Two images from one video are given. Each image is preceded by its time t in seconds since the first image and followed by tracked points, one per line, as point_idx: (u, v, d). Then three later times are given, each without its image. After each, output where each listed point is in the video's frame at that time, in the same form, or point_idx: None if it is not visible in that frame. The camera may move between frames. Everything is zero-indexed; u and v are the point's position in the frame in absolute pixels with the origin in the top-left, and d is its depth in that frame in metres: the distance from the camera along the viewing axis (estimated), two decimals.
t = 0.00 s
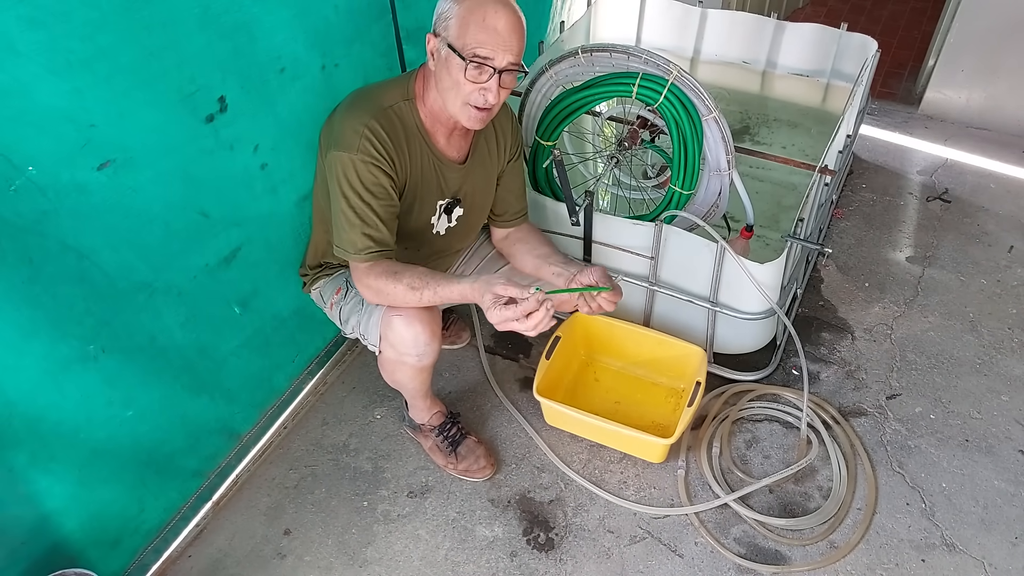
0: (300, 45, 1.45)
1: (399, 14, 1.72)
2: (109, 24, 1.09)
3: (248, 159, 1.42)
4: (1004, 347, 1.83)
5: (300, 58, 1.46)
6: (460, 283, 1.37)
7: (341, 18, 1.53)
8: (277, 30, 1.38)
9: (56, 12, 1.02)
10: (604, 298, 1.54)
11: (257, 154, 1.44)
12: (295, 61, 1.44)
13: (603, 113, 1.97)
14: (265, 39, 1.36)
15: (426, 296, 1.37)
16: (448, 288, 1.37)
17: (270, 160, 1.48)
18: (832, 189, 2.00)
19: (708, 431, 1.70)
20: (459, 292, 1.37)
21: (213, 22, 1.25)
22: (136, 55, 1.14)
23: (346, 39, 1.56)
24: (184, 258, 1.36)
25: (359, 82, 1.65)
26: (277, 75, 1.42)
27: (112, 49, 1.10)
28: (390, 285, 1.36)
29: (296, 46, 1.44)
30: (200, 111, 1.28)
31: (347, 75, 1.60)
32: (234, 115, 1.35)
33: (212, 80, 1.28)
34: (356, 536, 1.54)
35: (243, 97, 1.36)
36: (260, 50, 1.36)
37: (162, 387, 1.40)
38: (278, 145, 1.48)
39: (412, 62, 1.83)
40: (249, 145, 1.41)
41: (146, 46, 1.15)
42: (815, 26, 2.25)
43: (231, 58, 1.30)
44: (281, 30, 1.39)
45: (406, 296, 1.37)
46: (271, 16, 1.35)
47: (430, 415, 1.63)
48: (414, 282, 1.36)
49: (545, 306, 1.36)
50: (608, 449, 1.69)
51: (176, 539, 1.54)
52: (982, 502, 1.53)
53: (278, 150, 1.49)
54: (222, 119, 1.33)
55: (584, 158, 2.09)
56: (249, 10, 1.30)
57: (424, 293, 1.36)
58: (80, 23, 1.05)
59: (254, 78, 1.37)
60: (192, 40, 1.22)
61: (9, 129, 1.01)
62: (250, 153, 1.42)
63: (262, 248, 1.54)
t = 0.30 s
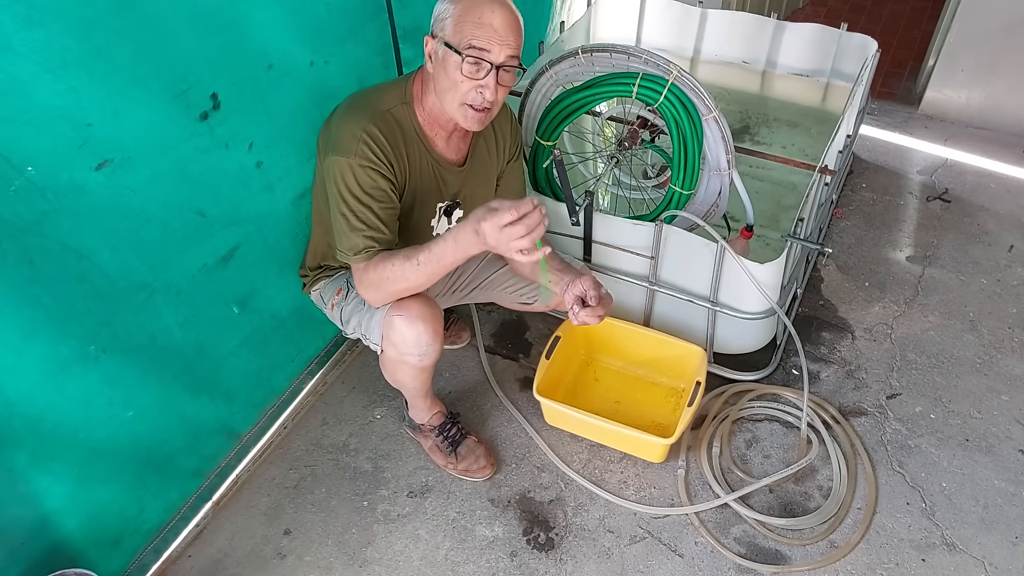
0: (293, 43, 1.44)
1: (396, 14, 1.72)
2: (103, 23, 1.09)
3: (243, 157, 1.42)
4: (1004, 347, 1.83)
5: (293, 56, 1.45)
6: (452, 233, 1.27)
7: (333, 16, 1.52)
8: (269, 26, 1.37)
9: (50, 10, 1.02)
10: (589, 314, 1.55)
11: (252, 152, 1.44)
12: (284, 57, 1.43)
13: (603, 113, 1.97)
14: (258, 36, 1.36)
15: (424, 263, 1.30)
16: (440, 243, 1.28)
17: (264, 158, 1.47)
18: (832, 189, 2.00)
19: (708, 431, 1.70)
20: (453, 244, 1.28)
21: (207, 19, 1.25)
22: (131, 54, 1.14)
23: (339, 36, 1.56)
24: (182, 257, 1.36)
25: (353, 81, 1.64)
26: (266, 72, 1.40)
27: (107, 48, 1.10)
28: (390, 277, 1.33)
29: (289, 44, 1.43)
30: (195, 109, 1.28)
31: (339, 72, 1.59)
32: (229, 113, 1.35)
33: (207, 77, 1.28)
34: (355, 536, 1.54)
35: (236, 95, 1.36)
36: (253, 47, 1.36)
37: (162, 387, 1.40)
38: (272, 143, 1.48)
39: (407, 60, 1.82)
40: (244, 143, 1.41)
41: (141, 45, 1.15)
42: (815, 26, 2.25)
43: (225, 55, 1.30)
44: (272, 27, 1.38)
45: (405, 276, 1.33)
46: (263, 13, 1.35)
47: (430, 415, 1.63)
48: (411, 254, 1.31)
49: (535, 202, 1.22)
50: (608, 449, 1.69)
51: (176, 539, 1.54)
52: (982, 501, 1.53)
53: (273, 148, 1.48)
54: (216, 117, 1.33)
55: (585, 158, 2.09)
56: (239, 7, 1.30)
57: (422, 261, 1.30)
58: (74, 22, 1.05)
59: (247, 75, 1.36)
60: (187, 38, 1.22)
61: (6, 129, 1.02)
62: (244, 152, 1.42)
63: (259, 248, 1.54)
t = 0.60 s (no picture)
0: (288, 41, 1.44)
1: (389, 12, 1.71)
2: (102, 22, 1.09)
3: (241, 157, 1.42)
4: (1004, 347, 1.83)
5: (288, 54, 1.45)
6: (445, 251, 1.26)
7: (328, 15, 1.52)
8: (265, 25, 1.37)
9: (48, 9, 1.02)
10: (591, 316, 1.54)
11: (249, 151, 1.43)
12: (280, 56, 1.43)
13: (603, 113, 1.98)
14: (254, 34, 1.36)
15: (421, 276, 1.29)
16: (434, 260, 1.27)
17: (262, 157, 1.47)
18: (832, 189, 2.00)
19: (708, 432, 1.70)
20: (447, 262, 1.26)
21: (203, 18, 1.25)
22: (131, 55, 1.14)
23: (334, 35, 1.56)
24: (182, 258, 1.36)
25: (349, 80, 1.64)
26: (263, 71, 1.40)
27: (106, 48, 1.11)
28: (389, 277, 1.32)
29: (284, 43, 1.43)
30: (194, 109, 1.28)
31: (334, 71, 1.59)
32: (226, 112, 1.35)
33: (204, 77, 1.28)
34: (356, 536, 1.54)
35: (234, 94, 1.36)
36: (249, 46, 1.35)
37: (163, 388, 1.40)
38: (270, 142, 1.48)
39: (403, 59, 1.82)
40: (242, 142, 1.41)
41: (140, 46, 1.15)
42: (815, 26, 2.25)
43: (222, 54, 1.30)
44: (268, 25, 1.38)
45: (404, 280, 1.31)
46: (260, 12, 1.35)
47: (430, 415, 1.63)
48: (409, 264, 1.30)
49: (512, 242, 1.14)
50: (608, 449, 1.69)
51: (176, 539, 1.54)
52: (982, 501, 1.53)
53: (270, 147, 1.48)
54: (214, 116, 1.33)
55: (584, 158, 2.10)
56: (235, 7, 1.30)
57: (418, 275, 1.29)
58: (73, 21, 1.05)
59: (244, 75, 1.36)
60: (184, 37, 1.22)
61: (6, 130, 1.02)
62: (243, 151, 1.42)
63: (259, 248, 1.54)
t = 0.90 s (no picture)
0: (288, 41, 1.44)
1: (390, 13, 1.72)
2: (100, 21, 1.09)
3: (239, 155, 1.42)
4: (1004, 347, 1.83)
5: (285, 53, 1.45)
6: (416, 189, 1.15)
7: (327, 15, 1.52)
8: (262, 24, 1.37)
9: (45, 8, 1.02)
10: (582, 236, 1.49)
11: (247, 150, 1.43)
12: (279, 56, 1.43)
13: (604, 113, 1.98)
14: (251, 33, 1.35)
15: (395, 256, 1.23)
16: (404, 203, 1.17)
17: (260, 156, 1.47)
18: (832, 189, 2.00)
19: (708, 431, 1.70)
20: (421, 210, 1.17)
21: (200, 17, 1.24)
22: (128, 54, 1.14)
23: (333, 35, 1.56)
24: (180, 257, 1.36)
25: (348, 80, 1.64)
26: (261, 71, 1.40)
27: (103, 47, 1.11)
28: (361, 258, 1.24)
29: (283, 43, 1.43)
30: (192, 108, 1.28)
31: (333, 71, 1.59)
32: (223, 111, 1.35)
33: (202, 77, 1.28)
34: (356, 536, 1.54)
35: (232, 94, 1.36)
36: (246, 45, 1.35)
37: (162, 388, 1.40)
38: (268, 142, 1.48)
39: (402, 59, 1.82)
40: (239, 141, 1.41)
41: (138, 45, 1.15)
42: (815, 25, 2.25)
43: (218, 53, 1.30)
44: (266, 25, 1.38)
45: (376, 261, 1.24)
46: (257, 11, 1.35)
47: (430, 415, 1.63)
48: (384, 221, 1.21)
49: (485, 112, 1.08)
50: (608, 449, 1.69)
51: (176, 539, 1.54)
52: (982, 501, 1.53)
53: (268, 147, 1.48)
54: (212, 115, 1.33)
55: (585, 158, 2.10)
56: (233, 6, 1.30)
57: (392, 226, 1.19)
58: (70, 20, 1.05)
59: (241, 74, 1.36)
60: (182, 36, 1.22)
61: (3, 129, 1.02)
62: (240, 150, 1.42)
63: (257, 247, 1.54)
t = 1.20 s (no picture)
0: (291, 42, 1.44)
1: (392, 13, 1.71)
2: (107, 23, 1.09)
3: (243, 158, 1.42)
4: (1005, 348, 1.83)
5: (289, 53, 1.45)
6: (396, 175, 1.11)
7: (329, 15, 1.52)
8: (266, 25, 1.37)
9: (52, 9, 1.02)
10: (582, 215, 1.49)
11: (251, 152, 1.43)
12: (283, 58, 1.43)
13: (604, 113, 1.98)
14: (255, 34, 1.36)
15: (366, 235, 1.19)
16: (380, 190, 1.13)
17: (265, 158, 1.47)
18: (832, 189, 2.00)
19: (708, 432, 1.70)
20: (396, 198, 1.12)
21: (206, 19, 1.24)
22: (134, 55, 1.14)
23: (335, 35, 1.55)
24: (183, 258, 1.36)
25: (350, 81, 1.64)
26: (266, 72, 1.41)
27: (109, 48, 1.11)
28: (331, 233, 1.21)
29: (286, 43, 1.43)
30: (197, 109, 1.28)
31: (334, 71, 1.58)
32: (228, 113, 1.35)
33: (206, 78, 1.28)
34: (355, 536, 1.54)
35: (237, 96, 1.36)
36: (251, 46, 1.35)
37: (162, 388, 1.40)
38: (272, 144, 1.48)
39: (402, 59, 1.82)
40: (244, 144, 1.41)
41: (144, 46, 1.15)
42: (816, 26, 2.25)
43: (224, 55, 1.30)
44: (269, 26, 1.38)
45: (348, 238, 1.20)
46: (261, 13, 1.35)
47: (430, 415, 1.63)
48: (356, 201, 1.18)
49: (482, 130, 1.02)
50: (608, 449, 1.69)
51: (176, 539, 1.54)
52: (983, 502, 1.53)
53: (273, 148, 1.48)
54: (217, 117, 1.33)
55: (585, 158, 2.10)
56: (238, 8, 1.30)
57: (361, 207, 1.16)
58: (76, 21, 1.05)
59: (246, 76, 1.36)
60: (187, 38, 1.22)
61: (7, 129, 1.02)
62: (245, 152, 1.42)
63: (260, 247, 1.54)
